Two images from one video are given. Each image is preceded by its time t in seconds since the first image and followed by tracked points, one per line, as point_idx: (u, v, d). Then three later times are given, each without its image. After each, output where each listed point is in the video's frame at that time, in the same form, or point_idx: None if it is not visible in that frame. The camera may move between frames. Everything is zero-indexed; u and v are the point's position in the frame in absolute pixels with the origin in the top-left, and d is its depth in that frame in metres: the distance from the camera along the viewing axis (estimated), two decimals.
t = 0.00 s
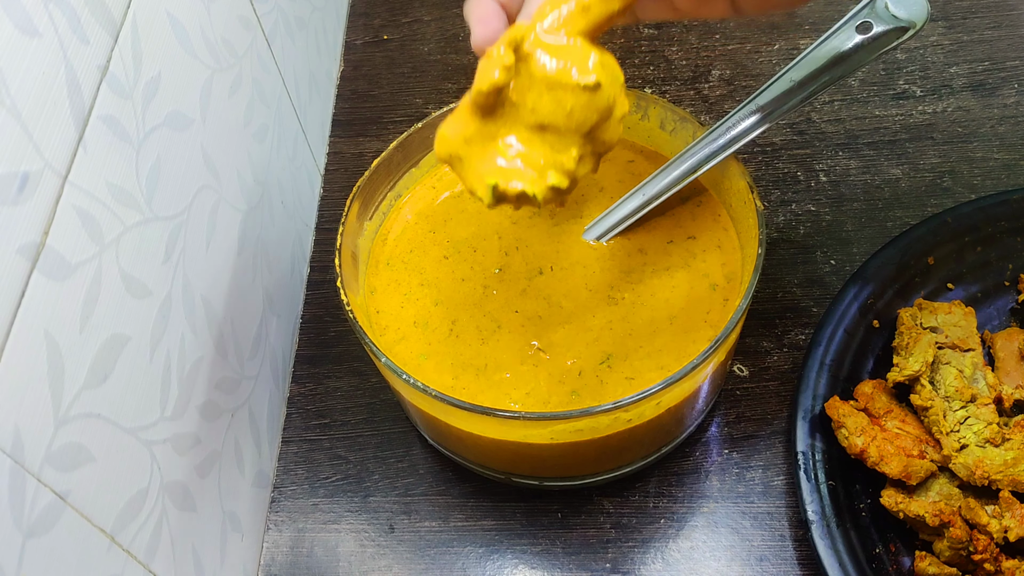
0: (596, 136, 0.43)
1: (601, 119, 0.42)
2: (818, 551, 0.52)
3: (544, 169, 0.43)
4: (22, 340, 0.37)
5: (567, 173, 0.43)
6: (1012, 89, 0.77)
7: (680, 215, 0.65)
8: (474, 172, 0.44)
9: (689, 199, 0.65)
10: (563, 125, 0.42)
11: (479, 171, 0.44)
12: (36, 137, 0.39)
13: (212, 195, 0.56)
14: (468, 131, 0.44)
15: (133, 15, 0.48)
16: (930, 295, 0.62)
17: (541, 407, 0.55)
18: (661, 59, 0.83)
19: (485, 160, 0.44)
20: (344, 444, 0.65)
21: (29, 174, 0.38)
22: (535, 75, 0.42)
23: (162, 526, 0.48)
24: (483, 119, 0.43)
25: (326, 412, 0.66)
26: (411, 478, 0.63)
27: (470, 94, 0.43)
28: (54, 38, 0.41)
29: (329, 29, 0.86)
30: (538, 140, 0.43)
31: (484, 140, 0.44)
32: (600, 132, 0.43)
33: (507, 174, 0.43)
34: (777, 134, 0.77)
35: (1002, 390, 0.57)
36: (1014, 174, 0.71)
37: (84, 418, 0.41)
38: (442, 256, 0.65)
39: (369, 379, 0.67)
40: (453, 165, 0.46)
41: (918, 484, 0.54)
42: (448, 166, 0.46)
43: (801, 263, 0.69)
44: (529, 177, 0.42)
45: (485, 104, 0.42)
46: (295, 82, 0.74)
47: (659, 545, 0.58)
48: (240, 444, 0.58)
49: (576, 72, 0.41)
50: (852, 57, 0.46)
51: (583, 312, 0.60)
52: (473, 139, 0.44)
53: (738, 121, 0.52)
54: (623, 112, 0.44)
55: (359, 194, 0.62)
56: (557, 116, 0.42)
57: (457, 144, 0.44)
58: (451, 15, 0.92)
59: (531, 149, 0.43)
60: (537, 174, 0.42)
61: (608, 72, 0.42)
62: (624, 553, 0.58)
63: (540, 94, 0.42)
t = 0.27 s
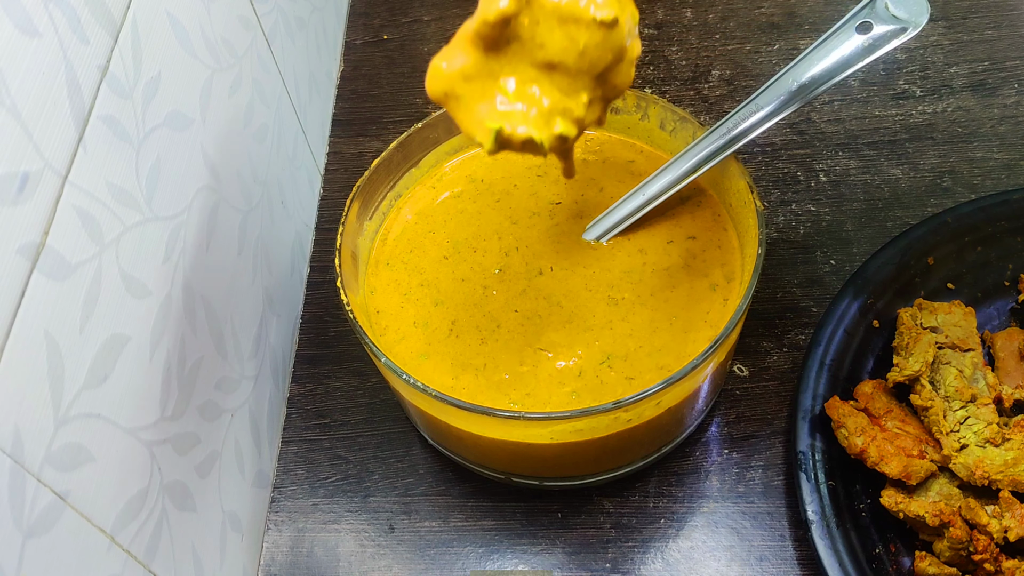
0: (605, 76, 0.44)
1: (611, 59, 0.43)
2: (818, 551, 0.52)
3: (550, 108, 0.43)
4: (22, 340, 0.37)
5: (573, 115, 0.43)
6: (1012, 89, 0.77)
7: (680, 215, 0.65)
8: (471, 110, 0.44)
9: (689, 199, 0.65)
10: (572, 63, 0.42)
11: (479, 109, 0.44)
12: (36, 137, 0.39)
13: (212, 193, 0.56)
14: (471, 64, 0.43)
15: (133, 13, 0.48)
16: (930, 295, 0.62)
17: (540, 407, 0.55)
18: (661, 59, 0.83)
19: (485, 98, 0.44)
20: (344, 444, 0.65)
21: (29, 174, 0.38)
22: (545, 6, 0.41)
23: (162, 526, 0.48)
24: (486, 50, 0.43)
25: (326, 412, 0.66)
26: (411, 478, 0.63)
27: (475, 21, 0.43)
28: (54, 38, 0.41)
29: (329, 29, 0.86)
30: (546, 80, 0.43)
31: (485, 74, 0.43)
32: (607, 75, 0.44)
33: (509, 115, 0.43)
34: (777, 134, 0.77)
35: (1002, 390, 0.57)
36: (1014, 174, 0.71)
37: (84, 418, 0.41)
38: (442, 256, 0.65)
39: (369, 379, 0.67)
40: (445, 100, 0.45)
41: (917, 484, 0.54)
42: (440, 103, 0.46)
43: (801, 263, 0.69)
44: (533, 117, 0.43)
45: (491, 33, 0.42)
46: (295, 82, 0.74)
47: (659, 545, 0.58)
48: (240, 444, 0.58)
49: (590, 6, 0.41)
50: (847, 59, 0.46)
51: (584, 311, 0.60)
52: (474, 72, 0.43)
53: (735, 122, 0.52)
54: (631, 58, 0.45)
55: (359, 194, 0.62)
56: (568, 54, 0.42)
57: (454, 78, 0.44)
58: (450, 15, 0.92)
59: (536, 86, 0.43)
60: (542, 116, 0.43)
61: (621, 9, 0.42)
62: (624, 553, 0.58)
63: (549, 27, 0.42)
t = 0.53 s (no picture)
0: (606, 85, 0.44)
1: (612, 68, 0.43)
2: (818, 551, 0.52)
3: (553, 117, 0.43)
4: (22, 340, 0.37)
5: (574, 126, 0.43)
6: (1011, 89, 0.77)
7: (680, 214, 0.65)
8: (473, 120, 0.43)
9: (689, 199, 0.65)
10: (575, 72, 0.42)
11: (480, 120, 0.43)
12: (35, 137, 0.39)
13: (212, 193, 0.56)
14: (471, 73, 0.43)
15: (133, 13, 0.48)
16: (930, 295, 0.62)
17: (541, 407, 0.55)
18: (661, 59, 0.83)
19: (487, 107, 0.43)
20: (344, 444, 0.65)
21: (29, 174, 0.38)
22: (548, 15, 0.41)
23: (162, 526, 0.48)
24: (488, 58, 0.42)
25: (326, 412, 0.66)
26: (411, 478, 0.63)
27: (476, 30, 0.42)
28: (54, 39, 0.41)
29: (329, 29, 0.86)
30: (547, 89, 0.43)
31: (486, 84, 0.43)
32: (609, 84, 0.44)
33: (512, 124, 0.42)
34: (777, 134, 0.77)
35: (1002, 390, 0.57)
36: (1014, 174, 0.71)
37: (84, 418, 0.41)
38: (442, 256, 0.65)
39: (369, 379, 0.67)
40: (446, 110, 0.44)
41: (917, 484, 0.54)
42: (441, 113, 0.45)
43: (801, 263, 0.69)
44: (537, 126, 0.42)
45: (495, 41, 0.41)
46: (295, 82, 0.74)
47: (659, 545, 0.58)
48: (240, 444, 0.58)
49: (594, 15, 0.41)
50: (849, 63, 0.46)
51: (584, 311, 0.60)
52: (476, 81, 0.43)
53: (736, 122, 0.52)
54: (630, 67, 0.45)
55: (359, 194, 0.62)
56: (571, 63, 0.42)
57: (456, 87, 0.43)
58: (450, 15, 0.92)
59: (538, 95, 0.43)
60: (545, 125, 0.43)
61: (621, 18, 0.43)
62: (624, 553, 0.58)
63: (552, 36, 0.42)
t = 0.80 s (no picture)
0: (603, 108, 0.45)
1: (609, 91, 0.45)
2: (818, 551, 0.52)
3: (550, 141, 0.45)
4: (22, 340, 0.37)
5: (573, 149, 0.46)
6: (1011, 89, 0.77)
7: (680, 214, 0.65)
8: (477, 142, 0.46)
9: (689, 199, 0.65)
10: (573, 97, 0.44)
11: (482, 142, 0.46)
12: (35, 136, 0.39)
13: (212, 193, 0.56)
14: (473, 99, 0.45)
15: (134, 14, 0.48)
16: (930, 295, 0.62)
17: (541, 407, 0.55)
18: (661, 59, 0.83)
19: (489, 131, 0.46)
20: (344, 444, 0.65)
21: (29, 174, 0.38)
22: (546, 42, 0.43)
23: (162, 526, 0.48)
24: (489, 84, 0.44)
25: (326, 412, 0.66)
26: (411, 478, 0.63)
27: (477, 58, 0.44)
28: (54, 38, 0.41)
29: (329, 30, 0.86)
30: (547, 113, 0.45)
31: (487, 109, 0.46)
32: (609, 106, 0.45)
33: (512, 148, 0.45)
34: (777, 134, 0.77)
35: (1002, 390, 0.57)
36: (1014, 174, 0.71)
37: (84, 418, 0.41)
38: (442, 256, 0.65)
39: (369, 379, 0.67)
40: (450, 133, 0.47)
41: (918, 484, 0.54)
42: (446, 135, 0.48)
43: (801, 263, 0.69)
44: (536, 150, 0.45)
45: (495, 69, 0.43)
46: (295, 82, 0.74)
47: (659, 545, 0.58)
48: (240, 443, 0.58)
49: (591, 42, 0.43)
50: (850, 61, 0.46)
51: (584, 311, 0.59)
52: (477, 106, 0.45)
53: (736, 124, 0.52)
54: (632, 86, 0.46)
55: (359, 194, 0.62)
56: (568, 89, 0.44)
57: (457, 112, 0.46)
58: (450, 15, 0.92)
59: (537, 119, 0.45)
60: (543, 147, 0.45)
61: (619, 43, 0.44)
62: (624, 553, 0.58)
63: (550, 62, 0.43)
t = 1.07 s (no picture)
0: (602, 124, 0.46)
1: (609, 108, 0.46)
2: (818, 551, 0.52)
3: (550, 156, 0.46)
4: (22, 340, 0.37)
5: (572, 165, 0.46)
6: (1011, 89, 0.77)
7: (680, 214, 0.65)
8: (477, 160, 0.46)
9: (689, 199, 0.65)
10: (572, 114, 0.45)
11: (482, 160, 0.46)
12: (34, 136, 0.39)
13: (212, 193, 0.56)
14: (473, 116, 0.45)
15: (134, 14, 0.48)
16: (930, 295, 0.62)
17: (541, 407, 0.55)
18: (661, 59, 0.83)
19: (489, 149, 0.46)
20: (344, 444, 0.65)
21: (29, 174, 0.38)
22: (545, 59, 0.44)
23: (162, 526, 0.48)
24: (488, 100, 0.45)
25: (326, 412, 0.66)
26: (411, 478, 0.63)
27: (476, 75, 0.44)
28: (54, 38, 0.41)
29: (329, 29, 0.86)
30: (546, 129, 0.45)
31: (487, 126, 0.46)
32: (607, 122, 0.46)
33: (513, 165, 0.45)
34: (777, 134, 0.77)
35: (1002, 390, 0.57)
36: (1014, 174, 0.71)
37: (84, 418, 0.41)
38: (442, 256, 0.65)
39: (369, 379, 0.67)
40: (449, 149, 0.47)
41: (917, 483, 0.54)
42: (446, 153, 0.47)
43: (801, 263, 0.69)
44: (536, 166, 0.45)
45: (494, 86, 0.44)
46: (295, 82, 0.74)
47: (659, 545, 0.58)
48: (240, 444, 0.58)
49: (590, 59, 0.44)
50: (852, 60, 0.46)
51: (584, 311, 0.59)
52: (477, 123, 0.45)
53: (737, 123, 0.52)
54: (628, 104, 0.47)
55: (359, 194, 0.62)
56: (567, 105, 0.44)
57: (457, 130, 0.46)
58: (450, 15, 0.92)
59: (537, 135, 0.46)
60: (544, 163, 0.45)
61: (616, 60, 0.45)
62: (624, 553, 0.58)
63: (549, 79, 0.44)
